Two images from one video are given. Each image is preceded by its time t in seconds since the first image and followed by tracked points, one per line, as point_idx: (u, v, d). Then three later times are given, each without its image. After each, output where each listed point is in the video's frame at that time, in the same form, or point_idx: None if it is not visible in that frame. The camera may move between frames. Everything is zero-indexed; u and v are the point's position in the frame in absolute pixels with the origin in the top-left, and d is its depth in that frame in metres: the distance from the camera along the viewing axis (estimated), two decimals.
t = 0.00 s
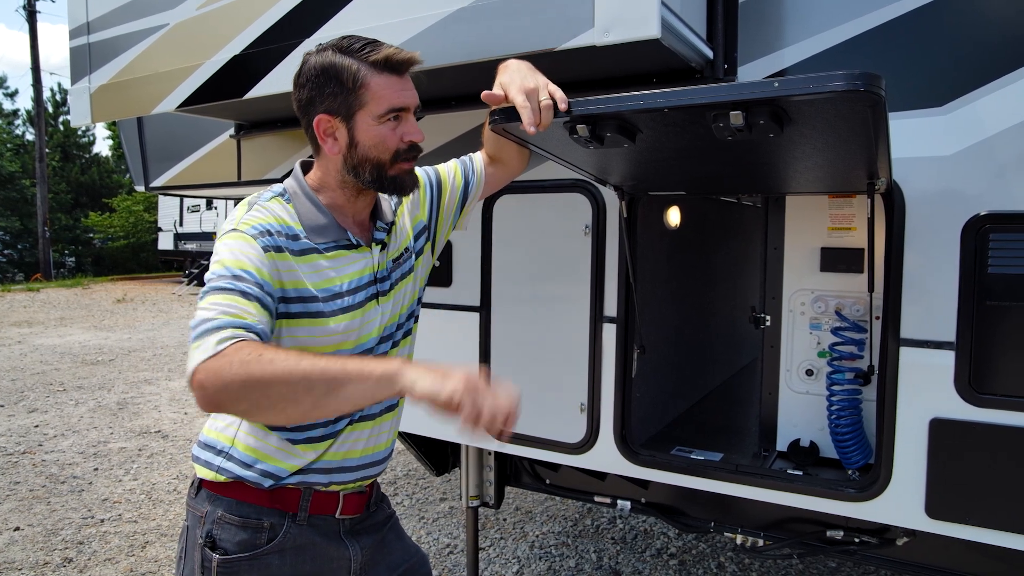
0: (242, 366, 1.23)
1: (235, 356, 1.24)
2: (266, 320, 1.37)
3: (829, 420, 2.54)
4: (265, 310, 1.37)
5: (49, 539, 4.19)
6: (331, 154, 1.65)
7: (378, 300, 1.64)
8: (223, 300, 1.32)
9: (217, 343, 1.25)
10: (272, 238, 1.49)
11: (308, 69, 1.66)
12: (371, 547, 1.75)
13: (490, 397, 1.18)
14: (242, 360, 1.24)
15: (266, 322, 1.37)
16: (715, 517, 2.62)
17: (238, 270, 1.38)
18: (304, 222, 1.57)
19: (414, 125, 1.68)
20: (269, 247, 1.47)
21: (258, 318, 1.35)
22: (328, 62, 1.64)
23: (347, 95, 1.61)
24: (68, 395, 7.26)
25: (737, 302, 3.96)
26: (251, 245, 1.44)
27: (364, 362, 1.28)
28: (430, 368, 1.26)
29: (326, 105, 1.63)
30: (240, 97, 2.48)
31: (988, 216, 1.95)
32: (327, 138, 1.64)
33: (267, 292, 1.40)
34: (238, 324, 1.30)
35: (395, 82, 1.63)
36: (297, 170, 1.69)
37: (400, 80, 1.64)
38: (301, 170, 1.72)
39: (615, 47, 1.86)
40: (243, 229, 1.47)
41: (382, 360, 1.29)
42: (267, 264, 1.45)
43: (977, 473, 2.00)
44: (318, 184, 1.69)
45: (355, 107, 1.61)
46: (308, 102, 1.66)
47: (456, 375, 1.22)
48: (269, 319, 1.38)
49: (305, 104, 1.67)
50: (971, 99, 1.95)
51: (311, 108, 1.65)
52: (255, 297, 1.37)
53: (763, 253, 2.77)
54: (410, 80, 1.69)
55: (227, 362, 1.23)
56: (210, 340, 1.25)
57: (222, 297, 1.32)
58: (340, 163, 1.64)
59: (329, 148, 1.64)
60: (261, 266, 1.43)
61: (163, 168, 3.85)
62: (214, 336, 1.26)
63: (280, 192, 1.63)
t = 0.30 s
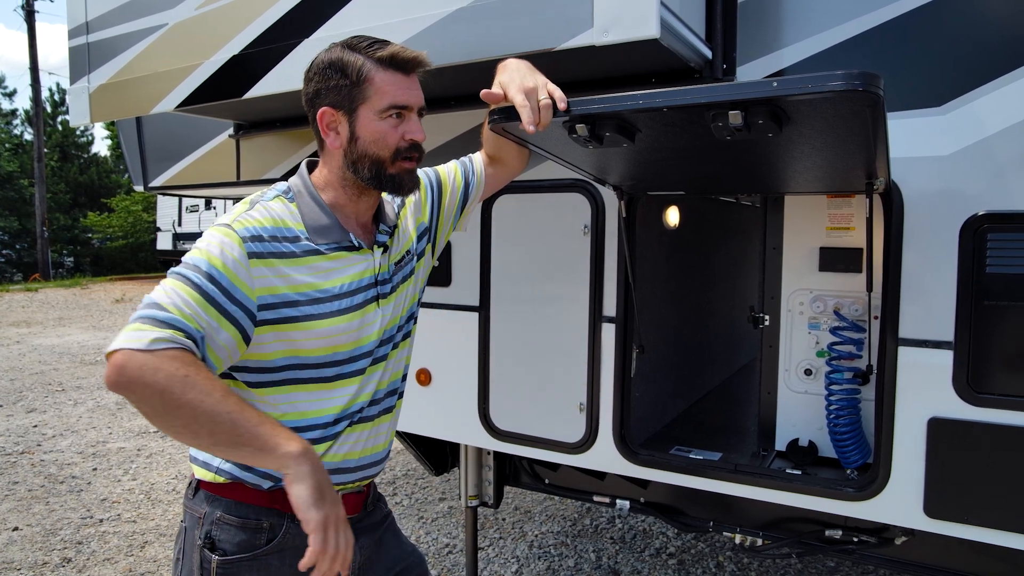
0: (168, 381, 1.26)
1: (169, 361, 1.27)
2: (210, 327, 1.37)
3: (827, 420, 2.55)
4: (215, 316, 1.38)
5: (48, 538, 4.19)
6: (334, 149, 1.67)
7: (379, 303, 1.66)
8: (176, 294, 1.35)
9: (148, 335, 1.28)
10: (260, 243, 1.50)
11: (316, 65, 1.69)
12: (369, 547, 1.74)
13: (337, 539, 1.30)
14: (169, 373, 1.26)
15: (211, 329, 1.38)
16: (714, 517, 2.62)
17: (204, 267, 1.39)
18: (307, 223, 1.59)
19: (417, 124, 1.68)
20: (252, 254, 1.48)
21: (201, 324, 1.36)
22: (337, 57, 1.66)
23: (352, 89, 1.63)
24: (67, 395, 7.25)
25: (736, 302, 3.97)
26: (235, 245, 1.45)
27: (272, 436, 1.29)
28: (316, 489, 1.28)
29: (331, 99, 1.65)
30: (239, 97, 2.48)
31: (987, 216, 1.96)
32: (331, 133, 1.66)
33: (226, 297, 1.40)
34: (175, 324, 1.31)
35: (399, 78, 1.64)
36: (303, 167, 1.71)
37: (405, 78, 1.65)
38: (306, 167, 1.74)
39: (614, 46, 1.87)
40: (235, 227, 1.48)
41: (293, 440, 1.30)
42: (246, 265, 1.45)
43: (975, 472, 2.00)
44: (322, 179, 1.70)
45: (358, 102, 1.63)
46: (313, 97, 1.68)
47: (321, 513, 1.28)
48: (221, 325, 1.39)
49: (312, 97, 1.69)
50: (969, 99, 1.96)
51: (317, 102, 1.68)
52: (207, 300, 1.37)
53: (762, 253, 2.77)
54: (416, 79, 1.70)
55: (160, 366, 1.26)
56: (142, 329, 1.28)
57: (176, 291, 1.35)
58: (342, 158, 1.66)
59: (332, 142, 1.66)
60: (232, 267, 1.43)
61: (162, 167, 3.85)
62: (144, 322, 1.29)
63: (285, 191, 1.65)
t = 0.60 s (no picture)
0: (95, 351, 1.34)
1: (104, 335, 1.35)
2: (170, 312, 1.43)
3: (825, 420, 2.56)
4: (178, 302, 1.43)
5: (48, 539, 4.20)
6: (333, 148, 1.68)
7: (370, 303, 1.66)
8: (140, 275, 1.42)
9: (101, 310, 1.37)
10: (245, 236, 1.52)
11: (318, 63, 1.71)
12: (366, 549, 1.74)
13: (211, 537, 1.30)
14: (100, 346, 1.34)
15: (172, 314, 1.43)
16: (712, 517, 2.63)
17: (172, 253, 1.44)
18: (302, 218, 1.60)
19: (416, 123, 1.68)
20: (232, 246, 1.50)
21: (160, 308, 1.42)
22: (337, 57, 1.67)
23: (350, 88, 1.63)
24: (67, 396, 7.26)
25: (735, 302, 3.98)
26: (209, 234, 1.48)
27: (168, 428, 1.33)
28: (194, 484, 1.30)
29: (330, 97, 1.66)
30: (240, 98, 2.49)
31: (984, 217, 1.97)
32: (331, 131, 1.68)
33: (191, 284, 1.44)
34: (127, 304, 1.39)
35: (396, 77, 1.64)
36: (304, 166, 1.72)
37: (402, 77, 1.65)
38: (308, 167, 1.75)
39: (614, 47, 1.87)
40: (216, 219, 1.51)
41: (179, 434, 1.32)
42: (221, 256, 1.48)
43: (973, 472, 2.01)
44: (322, 177, 1.72)
45: (356, 100, 1.64)
46: (315, 95, 1.69)
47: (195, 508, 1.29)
48: (185, 311, 1.44)
49: (313, 97, 1.70)
50: (967, 100, 1.96)
51: (318, 100, 1.69)
52: (169, 287, 1.42)
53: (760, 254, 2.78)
54: (416, 78, 1.70)
55: (96, 336, 1.35)
56: (99, 302, 1.38)
57: (141, 272, 1.42)
58: (341, 156, 1.67)
59: (331, 141, 1.67)
60: (202, 256, 1.46)
61: (161, 168, 3.85)
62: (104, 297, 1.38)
63: (284, 186, 1.68)
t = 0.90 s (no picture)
0: (68, 305, 1.43)
1: (81, 289, 1.43)
2: (154, 274, 1.46)
3: (823, 419, 2.56)
4: (162, 266, 1.46)
5: (47, 538, 4.20)
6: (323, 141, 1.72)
7: (359, 299, 1.61)
8: (130, 236, 1.45)
9: (87, 262, 1.43)
10: (233, 218, 1.51)
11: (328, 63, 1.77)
12: (365, 548, 1.75)
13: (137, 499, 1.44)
14: (80, 295, 1.43)
15: (157, 277, 1.46)
16: (709, 515, 2.65)
17: (162, 220, 1.47)
18: (300, 208, 1.58)
19: (392, 124, 1.66)
20: (218, 224, 1.50)
21: (146, 270, 1.45)
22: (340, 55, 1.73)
23: (337, 83, 1.67)
24: (65, 396, 7.25)
25: (733, 303, 4.00)
26: (196, 211, 1.49)
27: (100, 398, 1.45)
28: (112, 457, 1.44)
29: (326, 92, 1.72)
30: (241, 99, 2.50)
31: (980, 217, 1.98)
32: (322, 126, 1.73)
33: (177, 253, 1.46)
34: (110, 263, 1.43)
35: (381, 76, 1.65)
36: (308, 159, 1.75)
37: (385, 76, 1.65)
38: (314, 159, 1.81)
39: (614, 49, 1.88)
40: (207, 198, 1.52)
41: (100, 409, 1.44)
42: (206, 232, 1.49)
43: (969, 471, 2.02)
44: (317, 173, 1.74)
45: (342, 97, 1.66)
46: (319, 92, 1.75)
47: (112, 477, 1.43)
48: (170, 277, 1.46)
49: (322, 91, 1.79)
50: (963, 102, 1.98)
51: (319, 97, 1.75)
52: (156, 252, 1.45)
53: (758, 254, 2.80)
54: (407, 81, 1.68)
55: (75, 290, 1.43)
56: (88, 255, 1.44)
57: (131, 233, 1.46)
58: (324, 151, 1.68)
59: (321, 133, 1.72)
60: (187, 229, 1.47)
61: (161, 168, 3.86)
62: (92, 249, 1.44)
63: (286, 175, 1.65)
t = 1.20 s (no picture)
0: (81, 298, 1.44)
1: (93, 281, 1.43)
2: (158, 267, 1.45)
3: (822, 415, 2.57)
4: (166, 261, 1.44)
5: (47, 536, 4.21)
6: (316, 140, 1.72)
7: (359, 294, 1.56)
8: (136, 227, 1.45)
9: (94, 254, 1.43)
10: (230, 215, 1.47)
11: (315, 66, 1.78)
12: (364, 544, 1.67)
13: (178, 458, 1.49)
14: (93, 281, 1.43)
15: (161, 270, 1.45)
16: (708, 511, 2.67)
17: (166, 215, 1.45)
18: (297, 204, 1.52)
19: (378, 116, 1.64)
20: (218, 221, 1.46)
21: (150, 264, 1.44)
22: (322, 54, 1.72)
23: (320, 82, 1.67)
24: (63, 395, 7.26)
25: (731, 301, 4.02)
26: (199, 208, 1.47)
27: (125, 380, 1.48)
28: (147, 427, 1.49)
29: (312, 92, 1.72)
30: (243, 97, 2.51)
31: (976, 215, 2.01)
32: (314, 127, 1.73)
33: (180, 249, 1.45)
34: (116, 256, 1.43)
35: (360, 69, 1.63)
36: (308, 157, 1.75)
37: (364, 68, 1.63)
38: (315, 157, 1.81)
39: (615, 48, 1.90)
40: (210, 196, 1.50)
41: (128, 389, 1.47)
42: (207, 229, 1.46)
43: (966, 466, 2.05)
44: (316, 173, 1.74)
45: (326, 96, 1.66)
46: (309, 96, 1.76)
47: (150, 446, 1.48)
48: (172, 271, 1.45)
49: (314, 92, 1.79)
50: (959, 101, 2.01)
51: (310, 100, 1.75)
52: (159, 246, 1.44)
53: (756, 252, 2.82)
54: (388, 69, 1.65)
55: (87, 281, 1.43)
56: (96, 247, 1.44)
57: (137, 224, 1.45)
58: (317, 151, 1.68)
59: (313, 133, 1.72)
60: (188, 226, 1.45)
61: (161, 166, 3.87)
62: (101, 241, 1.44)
63: (285, 173, 1.60)
